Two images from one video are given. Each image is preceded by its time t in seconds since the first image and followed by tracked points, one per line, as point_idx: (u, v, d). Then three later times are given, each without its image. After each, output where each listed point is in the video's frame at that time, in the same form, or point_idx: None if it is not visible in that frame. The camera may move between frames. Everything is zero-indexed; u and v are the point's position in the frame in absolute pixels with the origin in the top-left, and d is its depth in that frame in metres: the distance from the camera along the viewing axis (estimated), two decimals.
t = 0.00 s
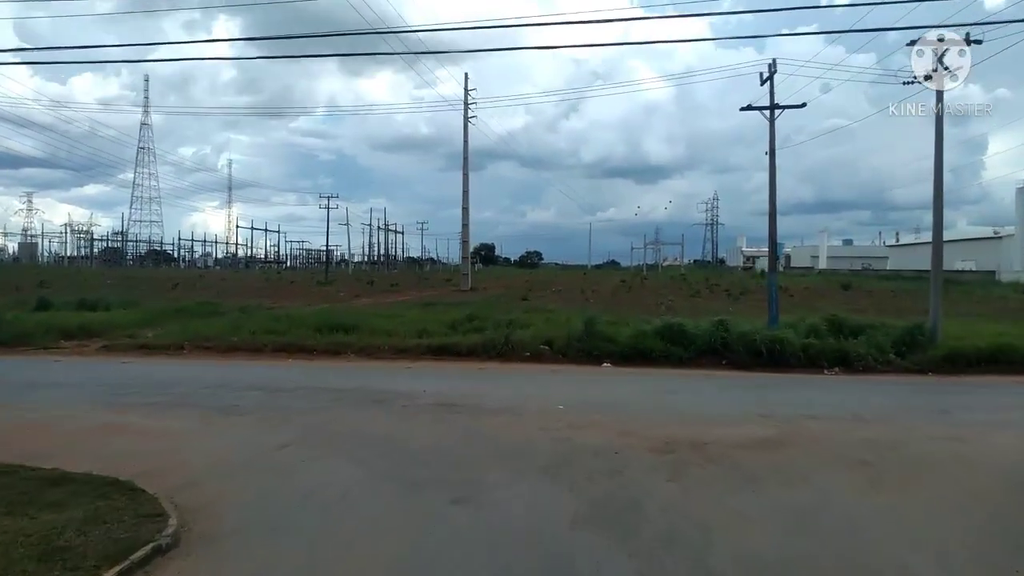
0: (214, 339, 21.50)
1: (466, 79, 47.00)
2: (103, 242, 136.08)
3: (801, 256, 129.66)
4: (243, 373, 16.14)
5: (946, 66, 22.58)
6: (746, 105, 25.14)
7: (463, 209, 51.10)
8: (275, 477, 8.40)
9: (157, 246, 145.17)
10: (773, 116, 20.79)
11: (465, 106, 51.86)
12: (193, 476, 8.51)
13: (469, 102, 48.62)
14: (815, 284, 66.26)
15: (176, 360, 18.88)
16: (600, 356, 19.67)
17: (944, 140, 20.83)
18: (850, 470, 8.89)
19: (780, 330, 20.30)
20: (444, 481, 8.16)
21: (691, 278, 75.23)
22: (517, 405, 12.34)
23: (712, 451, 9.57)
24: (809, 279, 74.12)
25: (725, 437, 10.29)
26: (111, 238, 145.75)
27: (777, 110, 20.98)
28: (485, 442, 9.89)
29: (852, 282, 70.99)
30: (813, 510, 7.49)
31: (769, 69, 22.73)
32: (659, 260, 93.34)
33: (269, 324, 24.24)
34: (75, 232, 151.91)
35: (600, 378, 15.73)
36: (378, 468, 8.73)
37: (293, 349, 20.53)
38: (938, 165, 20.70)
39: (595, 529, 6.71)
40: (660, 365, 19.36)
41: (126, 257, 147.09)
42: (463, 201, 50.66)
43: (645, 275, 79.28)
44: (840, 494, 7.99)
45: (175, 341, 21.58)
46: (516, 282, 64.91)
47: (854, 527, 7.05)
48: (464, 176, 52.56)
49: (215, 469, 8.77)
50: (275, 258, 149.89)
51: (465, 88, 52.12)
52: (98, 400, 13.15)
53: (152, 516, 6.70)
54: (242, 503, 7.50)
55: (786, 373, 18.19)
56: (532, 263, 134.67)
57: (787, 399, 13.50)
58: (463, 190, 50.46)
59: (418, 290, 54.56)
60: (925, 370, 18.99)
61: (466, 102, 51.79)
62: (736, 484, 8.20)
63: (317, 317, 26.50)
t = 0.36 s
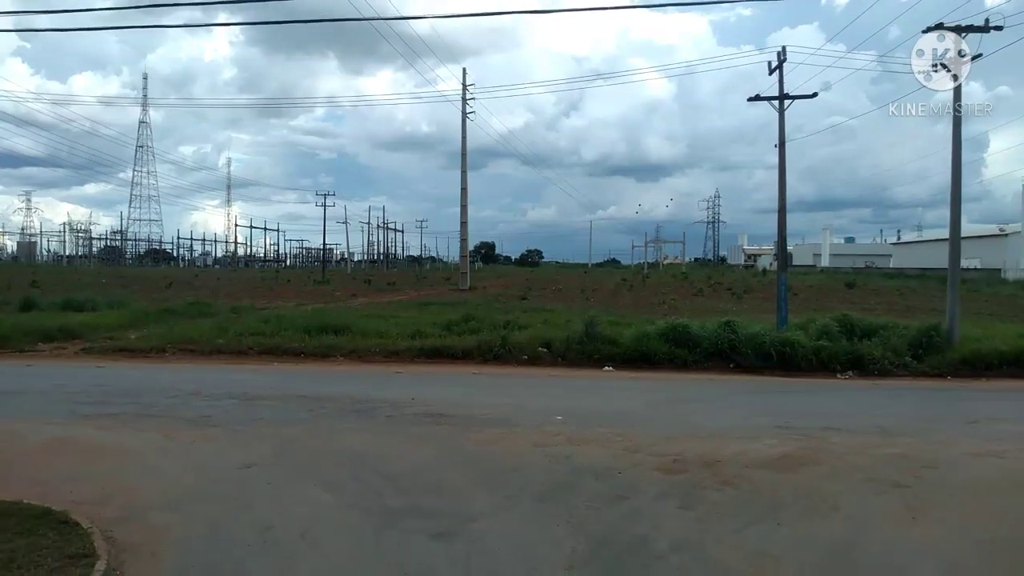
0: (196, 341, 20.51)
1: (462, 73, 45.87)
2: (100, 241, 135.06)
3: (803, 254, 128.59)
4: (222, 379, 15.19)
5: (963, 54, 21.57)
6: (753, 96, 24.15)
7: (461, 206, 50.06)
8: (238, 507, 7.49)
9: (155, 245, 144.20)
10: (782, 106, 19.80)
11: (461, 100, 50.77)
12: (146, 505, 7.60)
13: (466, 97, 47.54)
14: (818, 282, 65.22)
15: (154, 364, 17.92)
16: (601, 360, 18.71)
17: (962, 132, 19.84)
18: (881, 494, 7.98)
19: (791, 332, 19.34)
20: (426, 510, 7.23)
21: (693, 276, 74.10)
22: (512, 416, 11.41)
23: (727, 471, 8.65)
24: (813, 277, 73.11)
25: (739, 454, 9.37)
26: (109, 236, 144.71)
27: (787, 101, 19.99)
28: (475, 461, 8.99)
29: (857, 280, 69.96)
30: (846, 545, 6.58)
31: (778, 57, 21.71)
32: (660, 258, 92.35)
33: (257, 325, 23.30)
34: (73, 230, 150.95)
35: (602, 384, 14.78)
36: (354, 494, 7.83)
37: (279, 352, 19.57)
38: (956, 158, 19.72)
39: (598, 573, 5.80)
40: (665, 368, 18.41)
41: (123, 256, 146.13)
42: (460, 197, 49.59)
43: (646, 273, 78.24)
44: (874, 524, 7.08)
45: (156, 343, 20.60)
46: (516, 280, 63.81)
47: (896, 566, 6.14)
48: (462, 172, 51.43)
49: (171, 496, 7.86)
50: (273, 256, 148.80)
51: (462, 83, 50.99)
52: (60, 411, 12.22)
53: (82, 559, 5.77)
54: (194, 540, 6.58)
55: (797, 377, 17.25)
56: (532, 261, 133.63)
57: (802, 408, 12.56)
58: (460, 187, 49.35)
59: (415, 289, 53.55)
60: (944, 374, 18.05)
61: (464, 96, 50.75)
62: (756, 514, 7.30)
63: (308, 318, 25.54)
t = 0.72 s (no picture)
0: (180, 343, 19.67)
1: (461, 68, 44.87)
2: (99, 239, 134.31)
3: (806, 253, 127.56)
4: (200, 384, 14.33)
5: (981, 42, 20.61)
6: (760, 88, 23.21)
7: (460, 204, 49.23)
8: (189, 537, 6.61)
9: (154, 244, 143.58)
10: (792, 98, 18.89)
11: (461, 97, 49.80)
12: (85, 535, 6.73)
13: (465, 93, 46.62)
14: (823, 282, 64.25)
15: (133, 367, 17.08)
16: (602, 363, 17.82)
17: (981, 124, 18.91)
18: (915, 520, 7.08)
19: (802, 334, 18.43)
20: (399, 543, 6.34)
21: (696, 275, 73.23)
22: (505, 427, 10.53)
23: (740, 493, 7.76)
24: (817, 277, 72.17)
25: (753, 472, 8.47)
26: (107, 235, 143.95)
27: (797, 92, 19.07)
28: (461, 481, 8.10)
29: (861, 280, 69.07)
30: None
31: (787, 47, 20.79)
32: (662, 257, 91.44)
33: (245, 326, 22.46)
34: (72, 229, 150.39)
35: (603, 391, 13.89)
36: (323, 522, 6.94)
37: (265, 356, 18.72)
38: (974, 151, 18.80)
39: None
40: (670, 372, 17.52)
41: (122, 255, 145.58)
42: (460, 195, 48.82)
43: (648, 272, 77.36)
44: (911, 560, 6.18)
45: (138, 346, 19.76)
46: (516, 280, 62.88)
47: None
48: (460, 170, 50.50)
49: (117, 522, 6.99)
50: (273, 255, 147.93)
51: (461, 79, 50.04)
52: (19, 421, 11.36)
53: None
54: None
55: (809, 383, 16.35)
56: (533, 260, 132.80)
57: (819, 418, 11.66)
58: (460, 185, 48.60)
59: (414, 288, 52.89)
60: (963, 378, 17.13)
61: (463, 92, 49.95)
62: (775, 546, 6.40)
63: (299, 318, 24.66)
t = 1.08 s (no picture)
0: (162, 344, 18.82)
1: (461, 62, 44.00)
2: (96, 236, 133.54)
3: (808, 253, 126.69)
4: (176, 389, 13.48)
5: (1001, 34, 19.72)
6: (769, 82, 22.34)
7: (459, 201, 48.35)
8: None
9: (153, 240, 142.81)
10: (803, 91, 18.03)
11: (461, 94, 48.90)
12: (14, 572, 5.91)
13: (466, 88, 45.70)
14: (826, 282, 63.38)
15: (109, 369, 16.23)
16: (603, 367, 16.96)
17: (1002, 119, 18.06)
18: (958, 558, 6.26)
19: (812, 338, 17.58)
20: None
21: (698, 275, 72.38)
22: (497, 441, 9.71)
23: (759, 522, 6.93)
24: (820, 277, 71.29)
25: (771, 497, 7.65)
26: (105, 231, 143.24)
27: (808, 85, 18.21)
28: (446, 508, 7.29)
29: (865, 281, 68.16)
30: None
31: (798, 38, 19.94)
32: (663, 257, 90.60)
33: (232, 325, 21.61)
34: (70, 225, 149.67)
35: (603, 399, 13.05)
36: (287, 558, 6.11)
37: (250, 357, 17.87)
38: (994, 147, 17.95)
39: None
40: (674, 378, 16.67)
41: (120, 251, 144.79)
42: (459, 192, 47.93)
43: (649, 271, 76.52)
44: None
45: (119, 346, 18.91)
46: (516, 280, 62.01)
47: None
48: (460, 168, 49.61)
49: (53, 556, 6.16)
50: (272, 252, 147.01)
51: (461, 75, 49.14)
52: None
53: None
54: None
55: (821, 390, 15.51)
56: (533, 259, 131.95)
57: (836, 431, 10.85)
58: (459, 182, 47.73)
59: (412, 286, 52.03)
60: (983, 386, 16.30)
61: (462, 88, 49.08)
62: None
63: (289, 317, 23.85)
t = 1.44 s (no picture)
0: (142, 348, 17.97)
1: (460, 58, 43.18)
2: (95, 235, 132.88)
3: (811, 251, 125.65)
4: (147, 397, 12.62)
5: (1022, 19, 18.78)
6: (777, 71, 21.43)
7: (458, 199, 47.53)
8: None
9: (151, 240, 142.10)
10: (814, 80, 17.16)
11: (460, 90, 48.04)
12: None
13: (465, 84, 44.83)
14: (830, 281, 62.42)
15: (82, 375, 15.38)
16: (604, 371, 16.08)
17: None
18: None
19: (824, 340, 16.69)
20: None
21: (700, 274, 71.48)
22: (487, 457, 8.85)
23: (783, 557, 6.06)
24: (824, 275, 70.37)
25: (794, 526, 6.77)
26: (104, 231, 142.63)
27: (820, 74, 17.33)
28: (427, 539, 6.44)
29: (871, 279, 67.15)
30: None
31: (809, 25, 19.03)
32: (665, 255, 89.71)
33: (218, 327, 20.74)
34: (69, 225, 149.11)
35: (604, 406, 12.16)
36: None
37: (233, 362, 17.01)
38: (1016, 138, 17.04)
39: None
40: (679, 383, 15.78)
41: (119, 251, 144.10)
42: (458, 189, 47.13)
43: (650, 270, 75.66)
44: None
45: (96, 350, 18.06)
46: (516, 279, 61.05)
47: None
48: (458, 166, 48.72)
49: None
50: (272, 252, 146.25)
51: (460, 71, 48.26)
52: None
53: None
54: None
55: (836, 396, 14.63)
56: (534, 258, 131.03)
57: (858, 443, 9.97)
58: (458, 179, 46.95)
59: (409, 286, 51.13)
60: (1006, 391, 15.41)
61: (461, 84, 48.24)
62: None
63: (279, 319, 23.02)
